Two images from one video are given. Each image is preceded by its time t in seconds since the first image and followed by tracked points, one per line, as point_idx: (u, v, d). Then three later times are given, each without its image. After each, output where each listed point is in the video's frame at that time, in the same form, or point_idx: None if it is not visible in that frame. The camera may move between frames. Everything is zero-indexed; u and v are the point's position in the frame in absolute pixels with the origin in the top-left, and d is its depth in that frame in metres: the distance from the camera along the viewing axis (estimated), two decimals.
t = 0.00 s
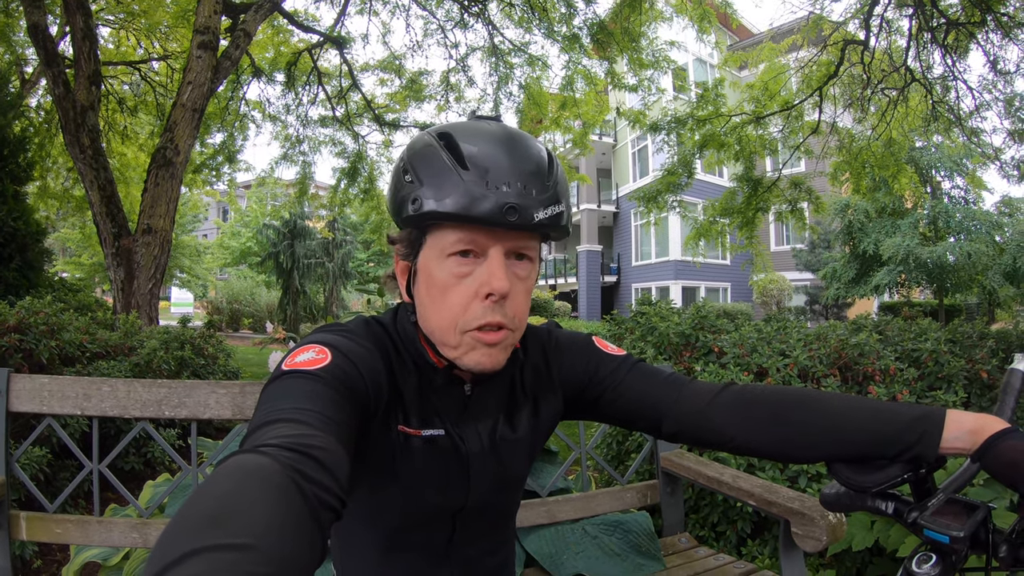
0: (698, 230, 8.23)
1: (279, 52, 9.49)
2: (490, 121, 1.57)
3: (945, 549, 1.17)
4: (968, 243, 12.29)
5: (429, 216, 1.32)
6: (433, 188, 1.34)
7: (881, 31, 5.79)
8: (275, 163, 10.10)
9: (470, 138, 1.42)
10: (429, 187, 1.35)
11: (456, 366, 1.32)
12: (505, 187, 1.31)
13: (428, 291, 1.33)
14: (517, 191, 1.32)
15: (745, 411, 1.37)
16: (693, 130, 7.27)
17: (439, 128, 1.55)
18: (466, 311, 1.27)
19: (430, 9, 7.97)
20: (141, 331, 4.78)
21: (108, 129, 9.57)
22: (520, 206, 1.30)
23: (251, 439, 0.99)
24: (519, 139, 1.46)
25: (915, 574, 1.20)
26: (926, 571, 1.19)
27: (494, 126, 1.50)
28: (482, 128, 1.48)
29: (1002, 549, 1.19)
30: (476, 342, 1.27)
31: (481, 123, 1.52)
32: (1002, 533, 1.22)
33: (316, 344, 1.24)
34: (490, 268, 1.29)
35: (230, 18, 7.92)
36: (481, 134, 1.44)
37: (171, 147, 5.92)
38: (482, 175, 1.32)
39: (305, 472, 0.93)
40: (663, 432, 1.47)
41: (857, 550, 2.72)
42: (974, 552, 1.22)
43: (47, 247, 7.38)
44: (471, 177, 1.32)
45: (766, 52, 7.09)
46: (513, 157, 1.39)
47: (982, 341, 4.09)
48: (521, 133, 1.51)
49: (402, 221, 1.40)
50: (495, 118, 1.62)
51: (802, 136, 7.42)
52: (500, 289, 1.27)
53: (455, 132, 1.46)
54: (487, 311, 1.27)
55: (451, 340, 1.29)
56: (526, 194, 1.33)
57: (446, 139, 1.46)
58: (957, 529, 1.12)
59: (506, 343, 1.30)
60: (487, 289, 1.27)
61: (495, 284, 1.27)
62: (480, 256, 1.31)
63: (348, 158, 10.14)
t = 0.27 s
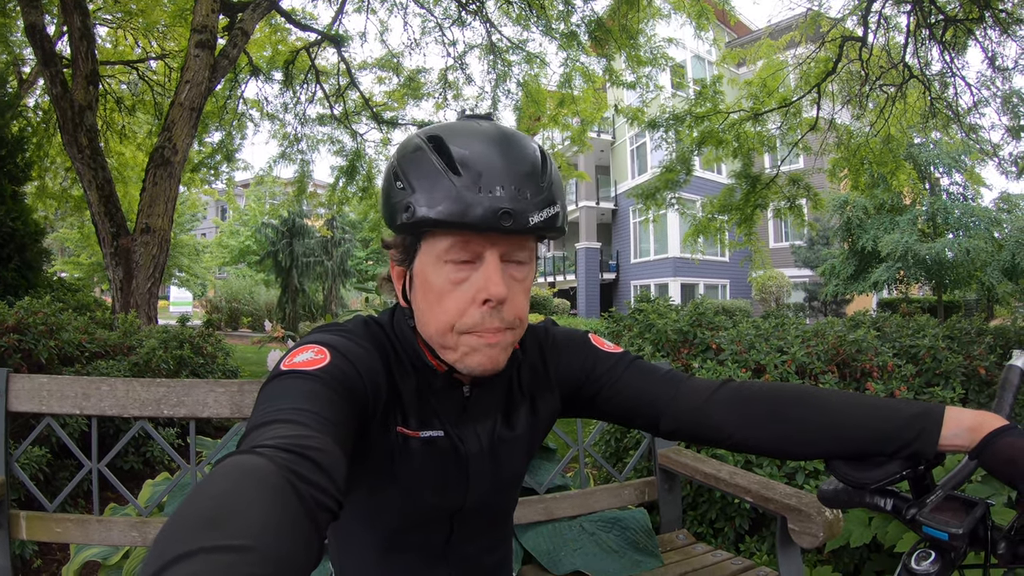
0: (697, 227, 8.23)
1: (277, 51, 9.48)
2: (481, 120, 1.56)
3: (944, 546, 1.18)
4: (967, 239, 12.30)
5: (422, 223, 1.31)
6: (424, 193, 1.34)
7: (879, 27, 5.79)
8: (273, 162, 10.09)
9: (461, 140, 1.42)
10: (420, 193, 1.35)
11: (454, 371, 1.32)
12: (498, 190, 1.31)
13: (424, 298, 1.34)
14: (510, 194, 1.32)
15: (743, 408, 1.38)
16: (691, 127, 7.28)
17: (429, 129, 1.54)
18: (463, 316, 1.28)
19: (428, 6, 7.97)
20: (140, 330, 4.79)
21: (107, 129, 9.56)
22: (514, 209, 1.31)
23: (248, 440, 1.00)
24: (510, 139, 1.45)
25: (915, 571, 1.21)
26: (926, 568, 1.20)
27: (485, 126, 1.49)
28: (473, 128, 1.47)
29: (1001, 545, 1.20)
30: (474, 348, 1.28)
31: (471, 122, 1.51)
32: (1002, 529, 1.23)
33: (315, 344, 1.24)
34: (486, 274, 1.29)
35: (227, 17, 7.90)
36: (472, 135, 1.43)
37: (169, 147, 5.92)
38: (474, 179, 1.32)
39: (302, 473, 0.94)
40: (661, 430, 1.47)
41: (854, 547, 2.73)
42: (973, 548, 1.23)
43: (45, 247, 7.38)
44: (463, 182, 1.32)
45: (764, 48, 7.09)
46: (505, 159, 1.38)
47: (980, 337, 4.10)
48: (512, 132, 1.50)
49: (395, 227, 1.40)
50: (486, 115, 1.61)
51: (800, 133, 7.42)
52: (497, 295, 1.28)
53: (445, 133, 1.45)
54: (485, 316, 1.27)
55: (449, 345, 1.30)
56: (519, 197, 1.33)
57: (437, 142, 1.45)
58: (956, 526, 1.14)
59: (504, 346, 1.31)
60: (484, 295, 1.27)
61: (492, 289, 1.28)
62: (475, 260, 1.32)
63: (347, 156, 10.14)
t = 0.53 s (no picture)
0: (695, 223, 8.24)
1: (275, 49, 9.45)
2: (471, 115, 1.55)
3: (943, 540, 1.19)
4: (965, 234, 12.33)
5: (432, 221, 1.29)
6: (432, 191, 1.31)
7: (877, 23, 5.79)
8: (271, 160, 10.07)
9: (458, 135, 1.41)
10: (427, 192, 1.32)
11: (470, 369, 1.33)
12: (506, 185, 1.31)
13: (438, 298, 1.32)
14: (519, 188, 1.33)
15: (741, 403, 1.38)
16: (689, 123, 7.28)
17: (420, 125, 1.52)
18: (486, 312, 1.28)
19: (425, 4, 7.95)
20: (139, 330, 4.78)
21: (104, 128, 9.54)
22: (525, 204, 1.32)
23: (249, 437, 1.00)
24: (507, 133, 1.45)
25: (914, 565, 1.21)
26: (924, 563, 1.20)
27: (479, 121, 1.49)
28: (468, 123, 1.46)
29: (999, 539, 1.21)
30: (498, 343, 1.29)
31: (463, 117, 1.50)
32: (1000, 524, 1.24)
33: (315, 342, 1.24)
34: (505, 269, 1.30)
35: (224, 15, 7.88)
36: (470, 131, 1.42)
37: (166, 146, 5.90)
38: (484, 175, 1.32)
39: (302, 470, 0.94)
40: (659, 424, 1.48)
41: (853, 541, 2.74)
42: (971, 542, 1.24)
43: (44, 247, 7.38)
44: (470, 177, 1.31)
45: (762, 44, 7.09)
46: (507, 153, 1.38)
47: (978, 332, 4.11)
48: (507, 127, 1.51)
49: (397, 229, 1.37)
50: (474, 111, 1.61)
51: (798, 129, 7.42)
52: (519, 289, 1.30)
53: (441, 131, 1.43)
54: (507, 311, 1.29)
55: (468, 344, 1.30)
56: (526, 191, 1.34)
57: (432, 139, 1.44)
58: (955, 520, 1.14)
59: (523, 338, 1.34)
60: (505, 289, 1.29)
61: (514, 284, 1.30)
62: (490, 258, 1.32)
63: (345, 154, 10.14)
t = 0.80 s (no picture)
0: (694, 220, 8.24)
1: (272, 48, 9.43)
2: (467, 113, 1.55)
3: (944, 536, 1.19)
4: (964, 230, 12.34)
5: (425, 219, 1.29)
6: (424, 189, 1.31)
7: (875, 19, 5.79)
8: (270, 159, 10.06)
9: (452, 133, 1.40)
10: (420, 190, 1.32)
11: (465, 367, 1.33)
12: (500, 182, 1.30)
13: (431, 296, 1.32)
14: (513, 186, 1.32)
15: (740, 399, 1.38)
16: (687, 120, 7.28)
17: (415, 124, 1.52)
18: (477, 310, 1.28)
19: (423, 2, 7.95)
20: (138, 330, 4.78)
21: (102, 128, 9.53)
22: (519, 203, 1.31)
23: (246, 434, 1.00)
24: (502, 131, 1.45)
25: (914, 561, 1.21)
26: (924, 559, 1.20)
27: (474, 119, 1.49)
28: (462, 121, 1.46)
29: (999, 535, 1.21)
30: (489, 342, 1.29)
31: (458, 115, 1.50)
32: (1000, 519, 1.24)
33: (312, 339, 1.24)
34: (497, 267, 1.29)
35: (221, 15, 7.87)
36: (464, 129, 1.42)
37: (164, 145, 5.89)
38: (477, 173, 1.31)
39: (299, 468, 0.94)
40: (659, 421, 1.48)
41: (854, 538, 2.74)
42: (972, 538, 1.24)
43: (42, 247, 7.37)
44: (463, 175, 1.31)
45: (760, 41, 7.08)
46: (501, 151, 1.38)
47: (977, 328, 4.11)
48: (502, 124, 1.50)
49: (391, 227, 1.37)
50: (470, 108, 1.61)
51: (796, 126, 7.42)
52: (511, 288, 1.29)
53: (437, 128, 1.43)
54: (498, 310, 1.28)
55: (462, 342, 1.30)
56: (521, 188, 1.33)
57: (429, 137, 1.43)
58: (955, 516, 1.14)
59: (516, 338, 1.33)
60: (497, 288, 1.28)
61: (505, 282, 1.29)
62: (482, 255, 1.31)
63: (343, 153, 10.14)
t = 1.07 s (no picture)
0: (694, 220, 8.24)
1: (271, 48, 9.43)
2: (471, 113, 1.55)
3: (944, 534, 1.19)
4: (964, 229, 12.34)
5: (426, 216, 1.29)
6: (426, 185, 1.31)
7: (875, 18, 5.78)
8: (269, 160, 10.06)
9: (456, 131, 1.40)
10: (422, 186, 1.32)
11: (466, 363, 1.33)
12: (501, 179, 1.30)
13: (432, 291, 1.32)
14: (514, 182, 1.32)
15: (741, 399, 1.37)
16: (687, 119, 7.26)
17: (419, 122, 1.52)
18: (477, 304, 1.28)
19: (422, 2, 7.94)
20: (138, 330, 4.77)
21: (101, 129, 9.52)
22: (520, 199, 1.31)
23: (248, 435, 0.99)
24: (505, 129, 1.45)
25: (915, 560, 1.21)
26: (925, 557, 1.20)
27: (478, 117, 1.48)
28: (466, 119, 1.45)
29: (1000, 533, 1.21)
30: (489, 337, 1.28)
31: (462, 114, 1.50)
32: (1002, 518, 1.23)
33: (313, 339, 1.24)
34: (497, 263, 1.29)
35: (221, 15, 7.87)
36: (467, 127, 1.41)
37: (164, 146, 5.88)
38: (478, 169, 1.31)
39: (302, 468, 0.93)
40: (660, 420, 1.47)
41: (855, 537, 2.74)
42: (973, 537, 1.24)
43: (42, 248, 7.37)
44: (464, 171, 1.31)
45: (760, 40, 7.08)
46: (504, 148, 1.37)
47: (978, 326, 4.11)
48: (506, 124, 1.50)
49: (393, 223, 1.37)
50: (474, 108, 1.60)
51: (796, 125, 7.41)
52: (511, 284, 1.29)
53: (439, 126, 1.43)
54: (498, 306, 1.28)
55: (462, 337, 1.29)
56: (522, 185, 1.33)
57: (431, 134, 1.43)
58: (955, 515, 1.14)
59: (516, 334, 1.32)
60: (497, 284, 1.28)
61: (504, 278, 1.28)
62: (482, 251, 1.31)
63: (343, 153, 10.14)
